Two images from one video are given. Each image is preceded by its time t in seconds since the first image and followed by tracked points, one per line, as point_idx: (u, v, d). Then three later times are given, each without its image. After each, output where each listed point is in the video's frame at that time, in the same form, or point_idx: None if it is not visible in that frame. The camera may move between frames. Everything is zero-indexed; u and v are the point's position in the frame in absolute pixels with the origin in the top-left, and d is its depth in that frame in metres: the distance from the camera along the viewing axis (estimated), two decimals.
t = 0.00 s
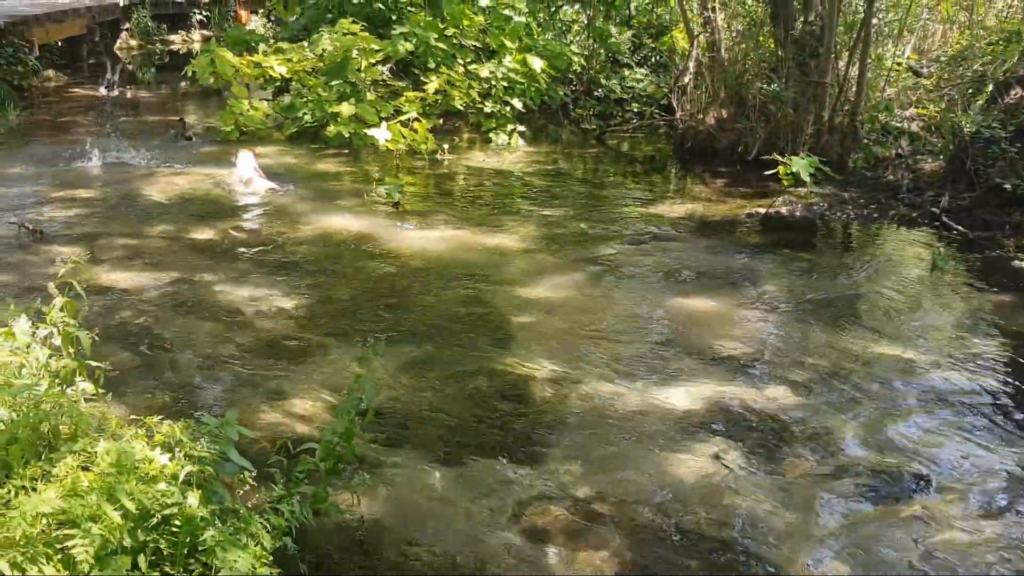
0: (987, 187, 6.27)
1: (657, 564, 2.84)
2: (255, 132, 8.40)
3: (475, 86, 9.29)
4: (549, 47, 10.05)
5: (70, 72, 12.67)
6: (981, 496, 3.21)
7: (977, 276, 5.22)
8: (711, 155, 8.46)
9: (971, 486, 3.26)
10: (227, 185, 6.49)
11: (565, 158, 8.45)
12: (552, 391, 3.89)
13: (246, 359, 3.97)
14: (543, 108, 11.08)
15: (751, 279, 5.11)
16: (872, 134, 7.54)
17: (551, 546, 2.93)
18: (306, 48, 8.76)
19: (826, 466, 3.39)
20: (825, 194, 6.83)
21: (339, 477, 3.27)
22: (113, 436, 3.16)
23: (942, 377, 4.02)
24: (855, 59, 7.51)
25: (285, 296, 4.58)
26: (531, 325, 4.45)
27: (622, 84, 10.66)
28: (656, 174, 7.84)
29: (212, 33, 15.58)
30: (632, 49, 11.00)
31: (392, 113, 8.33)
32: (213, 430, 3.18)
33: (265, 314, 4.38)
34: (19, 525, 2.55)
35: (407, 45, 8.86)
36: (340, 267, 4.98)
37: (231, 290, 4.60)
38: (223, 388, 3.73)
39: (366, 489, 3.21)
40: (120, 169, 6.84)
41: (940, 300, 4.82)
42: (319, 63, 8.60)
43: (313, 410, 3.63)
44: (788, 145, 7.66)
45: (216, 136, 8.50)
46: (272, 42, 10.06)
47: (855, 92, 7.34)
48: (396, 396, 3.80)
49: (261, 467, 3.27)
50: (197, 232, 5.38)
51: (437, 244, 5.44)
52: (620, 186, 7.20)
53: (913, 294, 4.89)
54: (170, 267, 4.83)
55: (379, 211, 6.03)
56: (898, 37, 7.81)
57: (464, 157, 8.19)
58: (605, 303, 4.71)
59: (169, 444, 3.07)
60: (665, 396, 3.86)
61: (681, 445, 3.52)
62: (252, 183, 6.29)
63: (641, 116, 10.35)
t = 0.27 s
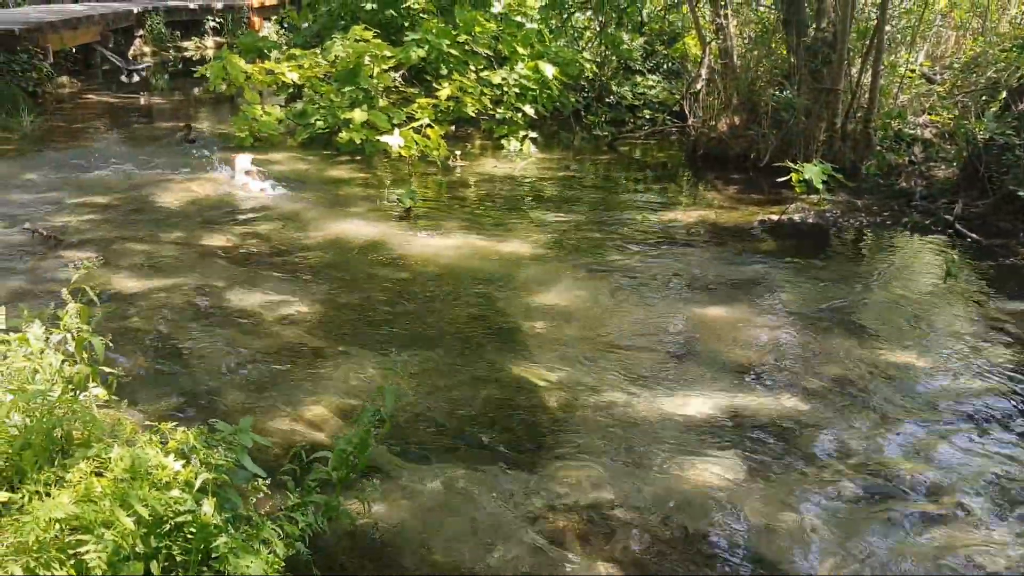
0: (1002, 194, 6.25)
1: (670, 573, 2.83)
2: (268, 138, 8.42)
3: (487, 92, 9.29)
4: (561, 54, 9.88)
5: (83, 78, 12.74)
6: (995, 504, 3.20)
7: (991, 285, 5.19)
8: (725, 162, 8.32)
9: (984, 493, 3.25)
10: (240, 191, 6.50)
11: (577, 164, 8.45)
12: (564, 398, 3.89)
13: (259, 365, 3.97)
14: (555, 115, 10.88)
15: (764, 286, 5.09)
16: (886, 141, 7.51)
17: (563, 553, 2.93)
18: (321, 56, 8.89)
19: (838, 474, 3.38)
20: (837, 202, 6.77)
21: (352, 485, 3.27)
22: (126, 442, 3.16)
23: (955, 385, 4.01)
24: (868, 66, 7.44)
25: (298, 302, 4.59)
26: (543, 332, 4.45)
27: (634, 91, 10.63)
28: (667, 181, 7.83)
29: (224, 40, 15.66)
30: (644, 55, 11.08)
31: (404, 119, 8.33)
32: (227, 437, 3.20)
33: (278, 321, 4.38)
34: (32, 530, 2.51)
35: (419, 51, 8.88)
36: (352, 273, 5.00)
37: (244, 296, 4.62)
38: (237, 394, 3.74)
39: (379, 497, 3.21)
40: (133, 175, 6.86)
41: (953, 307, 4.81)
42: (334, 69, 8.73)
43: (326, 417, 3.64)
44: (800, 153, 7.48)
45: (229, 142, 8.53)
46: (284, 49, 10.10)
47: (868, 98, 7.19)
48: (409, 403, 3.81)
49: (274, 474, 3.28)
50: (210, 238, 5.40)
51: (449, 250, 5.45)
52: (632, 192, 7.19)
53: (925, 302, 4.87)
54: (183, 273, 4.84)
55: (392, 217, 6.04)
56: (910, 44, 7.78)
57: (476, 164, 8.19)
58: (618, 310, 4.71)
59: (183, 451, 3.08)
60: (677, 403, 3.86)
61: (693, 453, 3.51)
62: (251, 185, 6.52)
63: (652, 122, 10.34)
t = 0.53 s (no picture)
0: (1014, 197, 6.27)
1: None
2: (277, 142, 8.44)
3: (496, 96, 9.29)
4: (571, 58, 9.71)
5: (94, 83, 12.80)
6: (1008, 510, 3.17)
7: (1004, 289, 5.17)
8: (734, 166, 8.37)
9: (996, 500, 3.23)
10: (250, 195, 6.51)
11: (586, 168, 8.45)
12: (573, 402, 3.88)
13: (267, 369, 3.97)
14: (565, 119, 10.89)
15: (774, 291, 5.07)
16: (896, 145, 7.43)
17: (573, 559, 2.91)
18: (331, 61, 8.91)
19: (848, 479, 3.36)
20: (846, 205, 6.71)
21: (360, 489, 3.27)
22: (135, 446, 3.13)
23: (967, 390, 3.99)
24: (878, 71, 7.46)
25: (307, 306, 4.59)
26: (553, 336, 4.44)
27: (644, 95, 10.52)
28: (676, 185, 7.83)
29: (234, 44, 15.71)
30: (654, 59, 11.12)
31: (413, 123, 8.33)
32: (235, 441, 3.19)
33: (287, 325, 4.38)
34: (42, 535, 2.51)
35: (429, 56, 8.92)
36: (362, 277, 5.00)
37: (254, 300, 4.62)
38: (246, 398, 3.74)
39: (387, 501, 3.21)
40: (142, 180, 6.88)
41: (965, 312, 4.78)
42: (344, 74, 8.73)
43: (334, 421, 3.63)
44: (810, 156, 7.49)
45: (238, 147, 8.55)
46: (294, 53, 10.12)
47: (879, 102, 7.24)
48: (419, 408, 3.80)
49: (282, 478, 3.27)
50: (220, 242, 5.40)
51: (458, 255, 5.44)
52: (641, 196, 7.18)
53: (936, 306, 4.85)
54: (193, 277, 4.84)
55: (402, 221, 6.04)
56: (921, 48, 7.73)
57: (485, 168, 8.20)
58: (628, 314, 4.70)
59: (191, 455, 3.07)
60: (688, 407, 3.85)
61: (703, 458, 3.49)
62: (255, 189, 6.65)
63: (662, 126, 10.33)
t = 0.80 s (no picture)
0: None
1: None
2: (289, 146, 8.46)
3: (507, 100, 9.28)
4: (582, 61, 9.70)
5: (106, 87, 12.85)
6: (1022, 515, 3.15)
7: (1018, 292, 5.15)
8: (745, 169, 8.36)
9: (1010, 504, 3.21)
10: (260, 199, 6.52)
11: (597, 171, 8.45)
12: (584, 405, 3.87)
13: (278, 372, 3.97)
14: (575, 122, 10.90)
15: (786, 294, 5.06)
16: (908, 148, 7.48)
17: (586, 562, 2.90)
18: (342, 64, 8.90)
19: (861, 483, 3.34)
20: (858, 208, 6.69)
21: (371, 492, 3.27)
22: (148, 448, 3.16)
23: (981, 394, 3.97)
24: (890, 74, 7.43)
25: (318, 310, 4.59)
26: (565, 339, 4.44)
27: (654, 99, 10.71)
28: (687, 188, 7.82)
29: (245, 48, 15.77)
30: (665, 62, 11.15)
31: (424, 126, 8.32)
32: (247, 444, 3.20)
33: (298, 328, 4.39)
34: (54, 536, 2.55)
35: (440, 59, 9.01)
36: (373, 280, 5.01)
37: (265, 304, 4.62)
38: (257, 401, 3.74)
39: (399, 503, 3.20)
40: (154, 183, 6.90)
41: (979, 315, 4.77)
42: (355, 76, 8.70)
43: (346, 424, 3.63)
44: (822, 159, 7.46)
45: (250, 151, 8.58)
46: (305, 56, 10.14)
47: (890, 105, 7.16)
48: (430, 411, 3.79)
49: (294, 481, 3.27)
50: (231, 245, 5.41)
51: (469, 258, 5.44)
52: (652, 200, 7.17)
53: (949, 310, 4.83)
54: (204, 280, 4.85)
55: (412, 224, 6.05)
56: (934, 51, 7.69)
57: (496, 171, 8.20)
58: (639, 317, 4.69)
59: (204, 458, 3.09)
60: (699, 410, 3.84)
61: (715, 461, 3.48)
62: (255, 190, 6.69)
63: (672, 129, 10.33)
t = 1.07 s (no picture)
0: None
1: None
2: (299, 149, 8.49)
3: (517, 103, 9.29)
4: (592, 65, 9.68)
5: (118, 90, 12.92)
6: None
7: None
8: (756, 173, 8.31)
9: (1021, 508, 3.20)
10: (271, 202, 6.54)
11: (607, 175, 8.46)
12: (594, 408, 3.88)
13: (288, 375, 3.99)
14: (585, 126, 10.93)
15: (796, 299, 5.05)
16: (920, 152, 7.49)
17: (595, 565, 2.90)
18: (352, 67, 8.86)
19: (871, 487, 3.33)
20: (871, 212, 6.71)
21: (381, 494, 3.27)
22: (158, 450, 3.19)
23: (991, 399, 3.96)
24: (901, 78, 7.45)
25: (329, 313, 4.60)
26: (575, 343, 4.44)
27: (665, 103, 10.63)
28: (697, 192, 7.82)
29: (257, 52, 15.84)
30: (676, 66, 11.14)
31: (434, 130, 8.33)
32: (258, 446, 3.21)
33: (308, 331, 4.40)
34: (66, 538, 2.56)
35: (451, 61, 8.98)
36: (383, 283, 5.02)
37: (276, 306, 4.64)
38: (268, 404, 3.75)
39: (408, 506, 3.21)
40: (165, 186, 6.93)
41: (990, 320, 4.76)
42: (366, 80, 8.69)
43: (356, 427, 3.64)
44: (834, 164, 7.37)
45: (261, 154, 8.61)
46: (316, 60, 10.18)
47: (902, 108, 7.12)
48: (441, 414, 3.80)
49: (304, 483, 3.28)
50: (242, 248, 5.43)
51: (479, 262, 5.44)
52: (661, 203, 7.17)
53: (960, 315, 4.82)
54: (215, 283, 4.87)
55: (423, 228, 6.06)
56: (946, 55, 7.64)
57: (506, 175, 8.23)
58: (648, 321, 4.69)
59: (215, 461, 3.09)
60: (709, 414, 3.84)
61: (725, 465, 3.48)
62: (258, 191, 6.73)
63: (682, 133, 10.34)
